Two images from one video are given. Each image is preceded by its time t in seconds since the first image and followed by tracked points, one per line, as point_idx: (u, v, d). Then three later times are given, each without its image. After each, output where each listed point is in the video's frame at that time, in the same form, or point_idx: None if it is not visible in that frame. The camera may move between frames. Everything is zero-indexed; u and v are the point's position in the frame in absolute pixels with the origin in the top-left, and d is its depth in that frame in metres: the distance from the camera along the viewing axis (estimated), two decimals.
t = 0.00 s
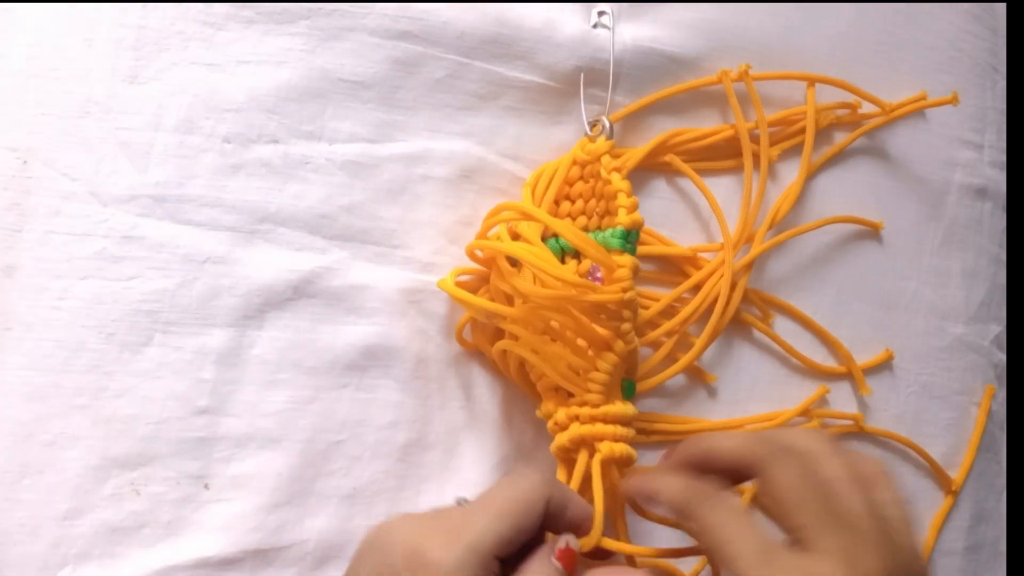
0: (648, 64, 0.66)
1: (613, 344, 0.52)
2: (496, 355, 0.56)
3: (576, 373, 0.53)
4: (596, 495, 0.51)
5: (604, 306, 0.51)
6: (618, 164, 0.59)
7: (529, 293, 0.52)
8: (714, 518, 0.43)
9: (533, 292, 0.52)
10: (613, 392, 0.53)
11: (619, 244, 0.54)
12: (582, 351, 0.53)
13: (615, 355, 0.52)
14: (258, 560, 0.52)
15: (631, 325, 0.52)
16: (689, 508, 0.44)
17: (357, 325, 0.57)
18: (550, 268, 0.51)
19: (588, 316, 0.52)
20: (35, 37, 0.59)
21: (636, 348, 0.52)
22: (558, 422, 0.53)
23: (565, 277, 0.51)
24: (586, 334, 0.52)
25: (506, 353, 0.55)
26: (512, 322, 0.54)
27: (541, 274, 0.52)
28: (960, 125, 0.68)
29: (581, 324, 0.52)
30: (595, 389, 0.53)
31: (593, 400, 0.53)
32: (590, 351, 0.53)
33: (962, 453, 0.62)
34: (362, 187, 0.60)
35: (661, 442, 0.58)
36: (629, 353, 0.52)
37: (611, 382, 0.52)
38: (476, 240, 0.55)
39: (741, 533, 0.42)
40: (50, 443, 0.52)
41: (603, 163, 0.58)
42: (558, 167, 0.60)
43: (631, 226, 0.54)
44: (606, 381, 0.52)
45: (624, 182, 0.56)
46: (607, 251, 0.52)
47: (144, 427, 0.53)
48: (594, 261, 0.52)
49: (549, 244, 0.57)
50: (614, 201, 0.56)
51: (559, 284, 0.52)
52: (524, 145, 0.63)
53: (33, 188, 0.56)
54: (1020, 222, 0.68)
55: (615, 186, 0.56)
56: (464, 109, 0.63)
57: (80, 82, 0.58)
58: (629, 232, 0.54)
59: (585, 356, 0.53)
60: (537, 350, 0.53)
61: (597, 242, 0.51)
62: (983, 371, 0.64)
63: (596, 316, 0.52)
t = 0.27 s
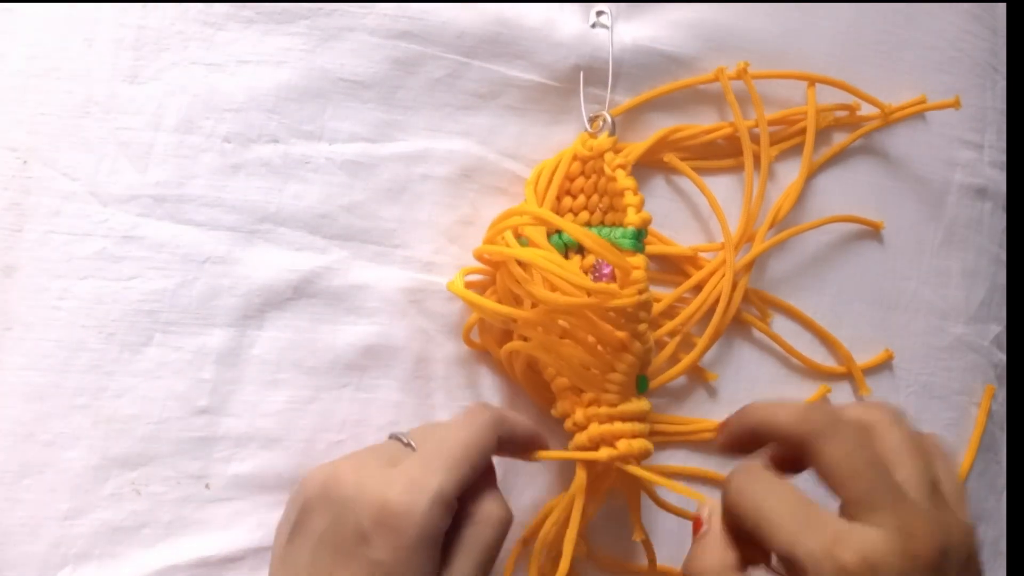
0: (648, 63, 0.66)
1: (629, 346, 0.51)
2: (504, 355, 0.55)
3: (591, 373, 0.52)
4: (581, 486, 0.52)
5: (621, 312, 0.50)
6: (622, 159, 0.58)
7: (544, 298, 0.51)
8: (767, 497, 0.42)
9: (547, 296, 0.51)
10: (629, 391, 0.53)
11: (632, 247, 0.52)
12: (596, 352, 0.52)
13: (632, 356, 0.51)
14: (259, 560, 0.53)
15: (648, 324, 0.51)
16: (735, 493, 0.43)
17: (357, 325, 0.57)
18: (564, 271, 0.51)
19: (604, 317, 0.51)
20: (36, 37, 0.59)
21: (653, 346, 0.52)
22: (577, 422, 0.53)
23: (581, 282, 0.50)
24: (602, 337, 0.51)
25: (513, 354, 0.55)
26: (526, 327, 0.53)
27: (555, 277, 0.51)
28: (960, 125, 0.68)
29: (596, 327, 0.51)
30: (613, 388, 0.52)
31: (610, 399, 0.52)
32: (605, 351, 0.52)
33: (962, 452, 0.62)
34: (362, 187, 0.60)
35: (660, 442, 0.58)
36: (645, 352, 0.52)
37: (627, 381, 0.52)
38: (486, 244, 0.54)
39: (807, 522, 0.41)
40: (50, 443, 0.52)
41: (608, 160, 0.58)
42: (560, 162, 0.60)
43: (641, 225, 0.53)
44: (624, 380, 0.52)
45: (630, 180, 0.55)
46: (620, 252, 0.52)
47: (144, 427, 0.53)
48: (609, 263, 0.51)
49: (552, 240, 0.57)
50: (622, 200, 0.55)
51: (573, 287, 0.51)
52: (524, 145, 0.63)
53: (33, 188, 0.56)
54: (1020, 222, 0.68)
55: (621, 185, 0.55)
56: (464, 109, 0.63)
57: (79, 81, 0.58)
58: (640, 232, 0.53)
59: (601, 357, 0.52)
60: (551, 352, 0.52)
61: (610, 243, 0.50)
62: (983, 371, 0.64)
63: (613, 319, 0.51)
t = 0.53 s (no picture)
0: (649, 63, 0.65)
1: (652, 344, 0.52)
2: (516, 356, 0.55)
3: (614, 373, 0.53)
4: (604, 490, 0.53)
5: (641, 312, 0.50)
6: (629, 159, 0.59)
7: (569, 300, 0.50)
8: (713, 468, 0.47)
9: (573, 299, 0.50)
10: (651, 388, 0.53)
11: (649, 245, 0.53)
12: (619, 351, 0.53)
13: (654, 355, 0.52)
14: (259, 559, 0.53)
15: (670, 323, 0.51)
16: (685, 467, 0.49)
17: (358, 325, 0.57)
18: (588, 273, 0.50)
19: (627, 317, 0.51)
20: (35, 37, 0.59)
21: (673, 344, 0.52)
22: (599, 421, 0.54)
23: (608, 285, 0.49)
24: (626, 337, 0.52)
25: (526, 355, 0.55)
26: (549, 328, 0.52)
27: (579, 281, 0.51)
28: (960, 125, 0.68)
29: (620, 327, 0.51)
30: (636, 388, 0.53)
31: (633, 398, 0.53)
32: (626, 350, 0.53)
33: (962, 452, 0.62)
34: (362, 187, 0.60)
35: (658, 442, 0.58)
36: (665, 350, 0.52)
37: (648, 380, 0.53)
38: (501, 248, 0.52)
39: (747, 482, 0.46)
40: (51, 443, 0.52)
41: (616, 159, 0.58)
42: (562, 160, 0.59)
43: (656, 225, 0.53)
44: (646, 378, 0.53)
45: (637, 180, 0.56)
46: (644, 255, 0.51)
47: (144, 427, 0.53)
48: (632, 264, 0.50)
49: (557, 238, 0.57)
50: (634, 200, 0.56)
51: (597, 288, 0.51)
52: (525, 145, 0.63)
53: (33, 188, 0.56)
54: (1020, 222, 0.68)
55: (632, 184, 0.56)
56: (464, 108, 0.63)
57: (79, 81, 0.58)
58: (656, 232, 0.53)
59: (625, 356, 0.52)
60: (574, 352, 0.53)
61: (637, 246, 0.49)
62: (983, 371, 0.64)
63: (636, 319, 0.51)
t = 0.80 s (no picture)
0: (648, 63, 0.66)
1: (646, 343, 0.51)
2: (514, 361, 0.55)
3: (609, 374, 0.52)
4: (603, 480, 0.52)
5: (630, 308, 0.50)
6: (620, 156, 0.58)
7: (555, 300, 0.50)
8: (729, 416, 0.47)
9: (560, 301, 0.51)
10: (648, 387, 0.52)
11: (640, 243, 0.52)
12: (614, 352, 0.52)
13: (649, 353, 0.51)
14: (259, 559, 0.53)
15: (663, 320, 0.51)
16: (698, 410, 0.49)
17: (358, 325, 0.57)
18: (571, 271, 0.50)
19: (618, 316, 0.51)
20: (35, 37, 0.59)
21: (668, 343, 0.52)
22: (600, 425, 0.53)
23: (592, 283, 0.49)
24: (618, 336, 0.51)
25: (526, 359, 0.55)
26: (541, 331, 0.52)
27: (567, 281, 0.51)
28: (960, 125, 0.68)
29: (611, 325, 0.51)
30: (632, 387, 0.52)
31: (630, 397, 0.52)
32: (621, 350, 0.52)
33: (962, 452, 0.62)
34: (362, 187, 0.60)
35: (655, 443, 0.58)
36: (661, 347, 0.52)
37: (645, 380, 0.52)
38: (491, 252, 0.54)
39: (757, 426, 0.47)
40: (51, 443, 0.52)
41: (609, 159, 0.57)
42: (557, 163, 0.59)
43: (647, 222, 0.52)
44: (643, 376, 0.51)
45: (630, 176, 0.56)
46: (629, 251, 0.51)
47: (144, 427, 0.53)
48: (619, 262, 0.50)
49: (556, 242, 0.57)
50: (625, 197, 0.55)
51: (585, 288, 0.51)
52: (525, 145, 0.63)
53: (33, 187, 0.56)
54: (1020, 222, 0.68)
55: (623, 182, 0.55)
56: (464, 109, 0.63)
57: (79, 82, 0.58)
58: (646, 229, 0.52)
59: (619, 356, 0.52)
60: (569, 355, 0.53)
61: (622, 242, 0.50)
62: (983, 371, 0.64)
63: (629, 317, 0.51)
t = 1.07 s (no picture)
0: (648, 64, 0.66)
1: (635, 338, 0.50)
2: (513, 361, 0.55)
3: (604, 371, 0.52)
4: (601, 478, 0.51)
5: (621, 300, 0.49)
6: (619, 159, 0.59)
7: (547, 294, 0.51)
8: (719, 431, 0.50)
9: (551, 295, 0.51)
10: (642, 384, 0.52)
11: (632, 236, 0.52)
12: (606, 347, 0.52)
13: (640, 348, 0.50)
14: (259, 560, 0.53)
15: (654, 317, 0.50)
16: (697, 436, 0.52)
17: (358, 325, 0.57)
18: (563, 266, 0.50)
19: (609, 312, 0.50)
20: (35, 37, 0.59)
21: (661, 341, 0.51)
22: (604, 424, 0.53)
23: (581, 275, 0.50)
24: (610, 331, 0.51)
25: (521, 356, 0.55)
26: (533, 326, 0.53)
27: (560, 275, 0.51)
28: (960, 125, 0.68)
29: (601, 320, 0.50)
30: (625, 384, 0.51)
31: (622, 395, 0.52)
32: (614, 347, 0.52)
33: (962, 452, 0.62)
34: (362, 187, 0.60)
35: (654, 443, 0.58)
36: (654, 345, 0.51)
37: (637, 377, 0.51)
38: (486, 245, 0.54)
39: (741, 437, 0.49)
40: (51, 443, 0.52)
41: (605, 159, 0.58)
42: (554, 163, 0.60)
43: (640, 218, 0.53)
44: (635, 374, 0.51)
45: (627, 174, 0.56)
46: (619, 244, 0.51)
47: (144, 427, 0.53)
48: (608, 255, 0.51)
49: (558, 245, 0.57)
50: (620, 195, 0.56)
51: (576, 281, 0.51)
52: (525, 145, 0.63)
53: (33, 187, 0.56)
54: (1020, 222, 0.68)
55: (619, 181, 0.56)
56: (464, 109, 0.63)
57: (79, 82, 0.58)
58: (638, 224, 0.53)
59: (609, 351, 0.52)
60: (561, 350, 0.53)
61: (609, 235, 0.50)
62: (983, 371, 0.64)
63: (618, 313, 0.50)
